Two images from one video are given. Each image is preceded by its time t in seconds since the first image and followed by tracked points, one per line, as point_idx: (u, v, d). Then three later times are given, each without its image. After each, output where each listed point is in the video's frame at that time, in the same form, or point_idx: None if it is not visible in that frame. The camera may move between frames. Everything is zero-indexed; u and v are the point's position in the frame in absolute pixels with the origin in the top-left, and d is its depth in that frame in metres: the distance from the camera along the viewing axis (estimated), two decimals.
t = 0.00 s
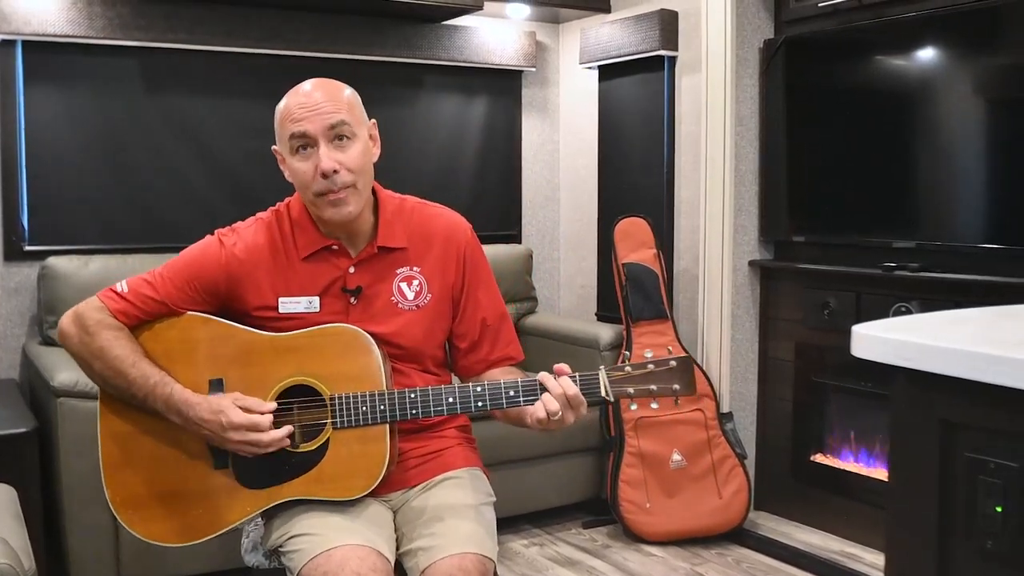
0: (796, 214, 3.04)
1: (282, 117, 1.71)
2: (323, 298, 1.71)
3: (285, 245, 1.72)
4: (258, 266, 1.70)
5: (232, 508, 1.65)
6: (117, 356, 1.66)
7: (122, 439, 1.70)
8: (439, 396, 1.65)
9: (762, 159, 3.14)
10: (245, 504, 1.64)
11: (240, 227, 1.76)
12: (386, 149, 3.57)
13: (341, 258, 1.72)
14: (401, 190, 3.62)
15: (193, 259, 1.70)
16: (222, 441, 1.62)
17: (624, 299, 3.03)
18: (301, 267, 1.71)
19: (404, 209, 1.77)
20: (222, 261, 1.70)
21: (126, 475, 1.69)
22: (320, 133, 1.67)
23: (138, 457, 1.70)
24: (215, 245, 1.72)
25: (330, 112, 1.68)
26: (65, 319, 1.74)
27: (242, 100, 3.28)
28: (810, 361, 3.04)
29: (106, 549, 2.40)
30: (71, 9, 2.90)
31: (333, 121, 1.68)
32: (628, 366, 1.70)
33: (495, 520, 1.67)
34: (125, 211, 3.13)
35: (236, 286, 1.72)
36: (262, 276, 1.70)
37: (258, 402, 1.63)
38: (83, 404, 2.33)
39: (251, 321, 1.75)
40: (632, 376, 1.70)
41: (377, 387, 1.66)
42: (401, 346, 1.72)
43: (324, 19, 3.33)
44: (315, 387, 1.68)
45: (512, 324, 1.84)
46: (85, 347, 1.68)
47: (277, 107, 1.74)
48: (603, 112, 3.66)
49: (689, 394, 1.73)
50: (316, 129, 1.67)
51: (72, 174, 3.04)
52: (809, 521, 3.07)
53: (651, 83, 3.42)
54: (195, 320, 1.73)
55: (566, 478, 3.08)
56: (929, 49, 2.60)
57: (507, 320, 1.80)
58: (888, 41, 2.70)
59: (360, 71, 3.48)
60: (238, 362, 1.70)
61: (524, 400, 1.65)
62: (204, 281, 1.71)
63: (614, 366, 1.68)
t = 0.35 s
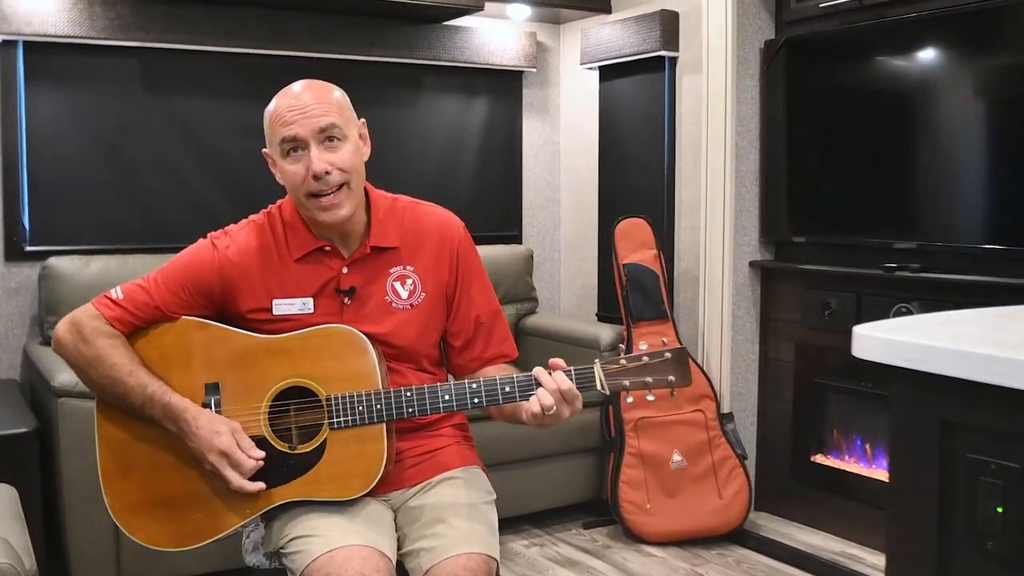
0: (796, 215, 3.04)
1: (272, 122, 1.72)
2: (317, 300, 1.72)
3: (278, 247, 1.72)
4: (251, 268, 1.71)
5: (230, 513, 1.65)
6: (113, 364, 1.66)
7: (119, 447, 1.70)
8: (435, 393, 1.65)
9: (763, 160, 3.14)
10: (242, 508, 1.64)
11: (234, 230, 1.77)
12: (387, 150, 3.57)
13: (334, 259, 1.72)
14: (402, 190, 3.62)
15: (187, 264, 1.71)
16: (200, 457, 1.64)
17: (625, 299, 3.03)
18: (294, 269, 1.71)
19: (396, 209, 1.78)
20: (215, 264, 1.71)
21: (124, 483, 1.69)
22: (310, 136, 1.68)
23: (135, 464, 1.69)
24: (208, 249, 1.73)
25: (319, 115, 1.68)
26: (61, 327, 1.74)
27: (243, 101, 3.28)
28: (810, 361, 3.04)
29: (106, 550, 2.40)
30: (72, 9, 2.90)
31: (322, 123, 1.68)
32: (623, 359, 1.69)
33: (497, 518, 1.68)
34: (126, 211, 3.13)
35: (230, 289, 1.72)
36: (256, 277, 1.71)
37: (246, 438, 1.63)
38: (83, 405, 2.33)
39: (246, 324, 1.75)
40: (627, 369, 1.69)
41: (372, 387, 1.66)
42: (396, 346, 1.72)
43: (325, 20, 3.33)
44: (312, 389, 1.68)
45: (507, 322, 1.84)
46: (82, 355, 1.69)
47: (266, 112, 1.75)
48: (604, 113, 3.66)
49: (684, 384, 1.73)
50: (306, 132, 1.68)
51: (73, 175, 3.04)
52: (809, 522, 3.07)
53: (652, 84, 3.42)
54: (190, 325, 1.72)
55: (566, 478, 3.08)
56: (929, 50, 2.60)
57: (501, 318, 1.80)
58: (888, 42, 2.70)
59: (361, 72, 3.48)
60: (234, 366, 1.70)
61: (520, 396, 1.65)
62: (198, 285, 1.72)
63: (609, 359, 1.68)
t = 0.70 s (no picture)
0: (796, 215, 3.04)
1: (266, 117, 1.72)
2: (312, 300, 1.72)
3: (273, 248, 1.73)
4: (246, 269, 1.71)
5: (226, 514, 1.65)
6: (108, 363, 1.67)
7: (116, 447, 1.70)
8: (431, 393, 1.65)
9: (764, 161, 3.14)
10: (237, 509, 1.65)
11: (229, 232, 1.77)
12: (388, 150, 3.57)
13: (329, 259, 1.72)
14: (403, 190, 3.62)
15: (182, 266, 1.72)
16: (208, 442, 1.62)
17: (626, 301, 3.02)
18: (289, 269, 1.71)
19: (391, 209, 1.78)
20: (209, 266, 1.71)
21: (122, 483, 1.69)
22: (305, 130, 1.68)
23: (131, 465, 1.70)
24: (203, 251, 1.73)
25: (314, 109, 1.69)
26: (59, 329, 1.75)
27: (244, 101, 3.29)
28: (811, 362, 3.04)
29: (107, 550, 2.40)
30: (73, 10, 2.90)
31: (317, 116, 1.69)
32: (619, 358, 1.70)
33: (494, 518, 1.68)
34: (127, 212, 3.13)
35: (225, 290, 1.72)
36: (251, 278, 1.71)
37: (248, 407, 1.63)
38: (84, 405, 2.33)
39: (242, 325, 1.75)
40: (623, 368, 1.70)
41: (368, 387, 1.66)
42: (392, 346, 1.71)
43: (326, 21, 3.33)
44: (307, 390, 1.68)
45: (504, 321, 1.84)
46: (78, 357, 1.70)
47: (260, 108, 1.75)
48: (605, 113, 3.66)
49: (681, 383, 1.74)
50: (301, 126, 1.68)
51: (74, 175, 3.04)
52: (810, 523, 3.07)
53: (653, 85, 3.42)
54: (185, 326, 1.73)
55: (567, 479, 3.08)
56: (930, 51, 2.60)
57: (497, 316, 1.79)
58: (888, 43, 2.70)
59: (362, 72, 3.48)
60: (229, 366, 1.70)
61: (516, 396, 1.65)
62: (193, 287, 1.72)
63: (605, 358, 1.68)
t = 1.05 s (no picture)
0: (797, 216, 3.04)
1: (278, 114, 1.70)
2: (312, 301, 1.72)
3: (272, 249, 1.72)
4: (245, 271, 1.71)
5: (222, 515, 1.65)
6: (108, 366, 1.67)
7: (116, 447, 1.70)
8: (428, 393, 1.65)
9: (765, 162, 3.14)
10: (235, 510, 1.64)
11: (228, 234, 1.77)
12: (389, 151, 3.57)
13: (329, 260, 1.72)
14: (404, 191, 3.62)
15: (182, 267, 1.72)
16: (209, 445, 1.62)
17: (626, 302, 3.02)
18: (289, 271, 1.71)
19: (391, 210, 1.78)
20: (209, 267, 1.71)
21: (121, 481, 1.69)
22: (322, 131, 1.68)
23: (131, 465, 1.70)
24: (203, 252, 1.73)
25: (331, 110, 1.68)
26: (60, 332, 1.75)
27: (246, 102, 3.29)
28: (812, 363, 3.04)
29: (107, 550, 2.40)
30: (75, 10, 2.91)
31: (334, 118, 1.69)
32: (617, 358, 1.69)
33: (493, 518, 1.68)
34: (128, 212, 3.13)
35: (225, 292, 1.72)
36: (250, 280, 1.71)
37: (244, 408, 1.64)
38: (84, 406, 2.33)
39: (241, 327, 1.75)
40: (622, 367, 1.69)
41: (366, 388, 1.66)
42: (391, 347, 1.72)
43: (327, 21, 3.33)
44: (306, 390, 1.68)
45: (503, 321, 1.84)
46: (78, 359, 1.70)
47: (268, 105, 1.73)
48: (606, 114, 3.66)
49: (680, 382, 1.72)
50: (318, 126, 1.67)
51: (75, 175, 3.05)
52: (811, 524, 3.07)
53: (654, 85, 3.42)
54: (185, 327, 1.73)
55: (568, 480, 3.08)
56: (931, 52, 2.60)
57: (496, 316, 1.80)
58: (889, 44, 2.70)
59: (363, 73, 3.49)
60: (229, 367, 1.70)
61: (514, 395, 1.64)
62: (193, 288, 1.72)
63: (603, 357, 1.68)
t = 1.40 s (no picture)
0: (798, 216, 3.04)
1: (311, 103, 1.68)
2: (316, 292, 1.71)
3: (276, 241, 1.72)
4: (250, 262, 1.70)
5: (222, 515, 1.64)
6: (112, 362, 1.66)
7: (117, 444, 1.69)
8: (430, 399, 1.65)
9: (766, 162, 3.14)
10: (234, 511, 1.64)
11: (232, 226, 1.76)
12: (390, 151, 3.57)
13: (334, 252, 1.72)
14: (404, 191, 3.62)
15: (185, 258, 1.70)
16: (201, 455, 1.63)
17: (627, 303, 3.02)
18: (293, 261, 1.71)
19: (396, 206, 1.79)
20: (212, 258, 1.70)
21: (121, 478, 1.69)
22: (351, 133, 1.68)
23: (132, 463, 1.69)
24: (206, 243, 1.72)
25: (363, 114, 1.68)
26: (62, 326, 1.73)
27: (246, 102, 3.29)
28: (813, 364, 3.04)
29: (107, 550, 2.40)
30: (75, 10, 2.90)
31: (365, 124, 1.69)
32: (621, 369, 1.69)
33: (491, 517, 1.68)
34: (129, 212, 3.13)
35: (227, 283, 1.71)
36: (254, 270, 1.70)
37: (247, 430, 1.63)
38: (84, 406, 2.33)
39: (242, 321, 1.74)
40: (624, 379, 1.69)
41: (368, 391, 1.66)
42: (394, 340, 1.72)
43: (328, 21, 3.33)
44: (307, 392, 1.67)
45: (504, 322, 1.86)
46: (81, 354, 1.68)
47: (301, 90, 1.71)
48: (608, 115, 3.66)
49: (683, 396, 1.72)
50: (349, 127, 1.67)
51: (76, 175, 3.05)
52: (810, 525, 3.07)
53: (655, 86, 3.42)
54: (188, 324, 1.71)
55: (568, 480, 3.08)
56: (932, 52, 2.60)
57: (499, 316, 1.81)
58: (890, 45, 2.70)
59: (364, 74, 3.49)
60: (231, 367, 1.69)
61: (515, 404, 1.64)
62: (195, 280, 1.70)
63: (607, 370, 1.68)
